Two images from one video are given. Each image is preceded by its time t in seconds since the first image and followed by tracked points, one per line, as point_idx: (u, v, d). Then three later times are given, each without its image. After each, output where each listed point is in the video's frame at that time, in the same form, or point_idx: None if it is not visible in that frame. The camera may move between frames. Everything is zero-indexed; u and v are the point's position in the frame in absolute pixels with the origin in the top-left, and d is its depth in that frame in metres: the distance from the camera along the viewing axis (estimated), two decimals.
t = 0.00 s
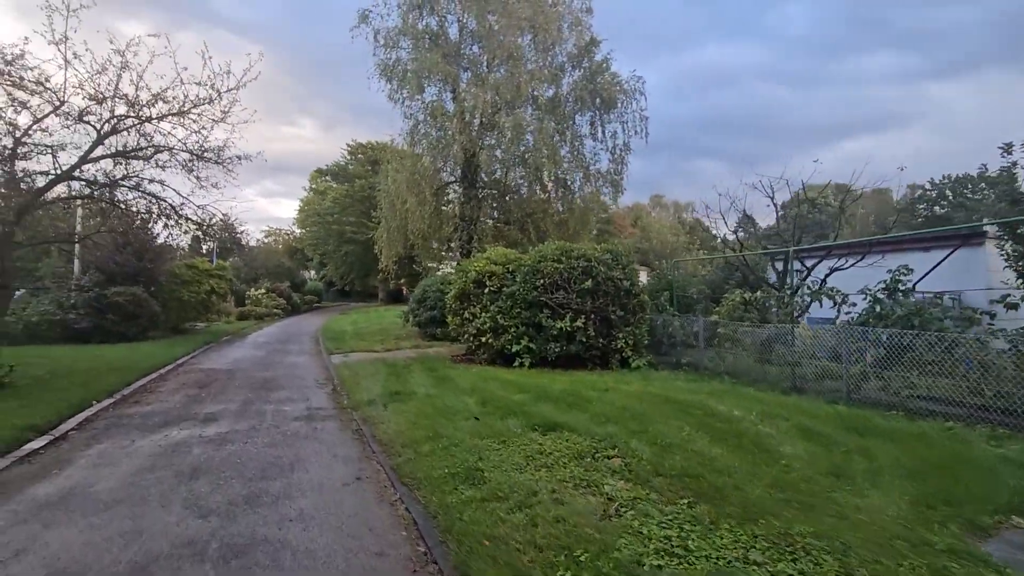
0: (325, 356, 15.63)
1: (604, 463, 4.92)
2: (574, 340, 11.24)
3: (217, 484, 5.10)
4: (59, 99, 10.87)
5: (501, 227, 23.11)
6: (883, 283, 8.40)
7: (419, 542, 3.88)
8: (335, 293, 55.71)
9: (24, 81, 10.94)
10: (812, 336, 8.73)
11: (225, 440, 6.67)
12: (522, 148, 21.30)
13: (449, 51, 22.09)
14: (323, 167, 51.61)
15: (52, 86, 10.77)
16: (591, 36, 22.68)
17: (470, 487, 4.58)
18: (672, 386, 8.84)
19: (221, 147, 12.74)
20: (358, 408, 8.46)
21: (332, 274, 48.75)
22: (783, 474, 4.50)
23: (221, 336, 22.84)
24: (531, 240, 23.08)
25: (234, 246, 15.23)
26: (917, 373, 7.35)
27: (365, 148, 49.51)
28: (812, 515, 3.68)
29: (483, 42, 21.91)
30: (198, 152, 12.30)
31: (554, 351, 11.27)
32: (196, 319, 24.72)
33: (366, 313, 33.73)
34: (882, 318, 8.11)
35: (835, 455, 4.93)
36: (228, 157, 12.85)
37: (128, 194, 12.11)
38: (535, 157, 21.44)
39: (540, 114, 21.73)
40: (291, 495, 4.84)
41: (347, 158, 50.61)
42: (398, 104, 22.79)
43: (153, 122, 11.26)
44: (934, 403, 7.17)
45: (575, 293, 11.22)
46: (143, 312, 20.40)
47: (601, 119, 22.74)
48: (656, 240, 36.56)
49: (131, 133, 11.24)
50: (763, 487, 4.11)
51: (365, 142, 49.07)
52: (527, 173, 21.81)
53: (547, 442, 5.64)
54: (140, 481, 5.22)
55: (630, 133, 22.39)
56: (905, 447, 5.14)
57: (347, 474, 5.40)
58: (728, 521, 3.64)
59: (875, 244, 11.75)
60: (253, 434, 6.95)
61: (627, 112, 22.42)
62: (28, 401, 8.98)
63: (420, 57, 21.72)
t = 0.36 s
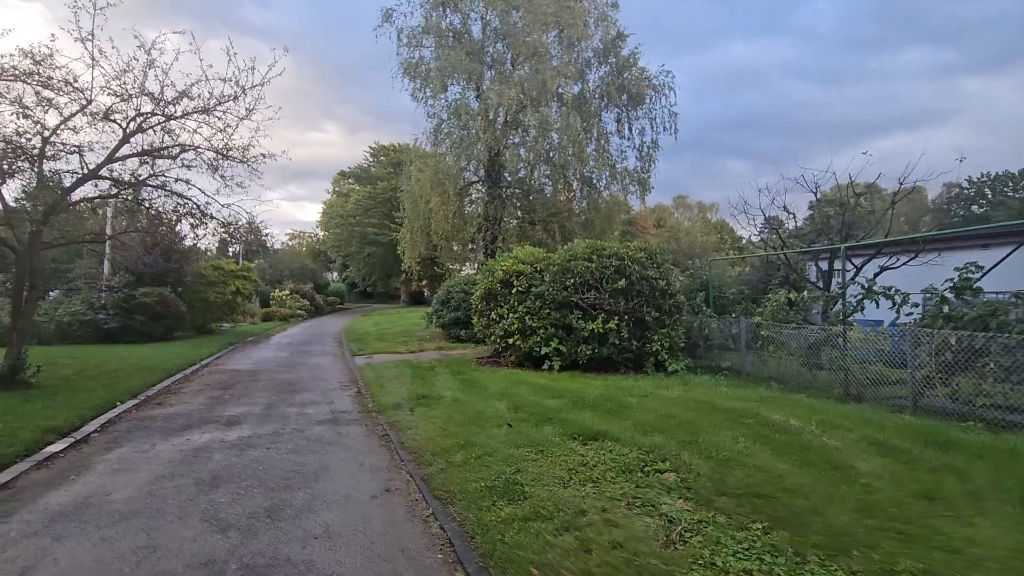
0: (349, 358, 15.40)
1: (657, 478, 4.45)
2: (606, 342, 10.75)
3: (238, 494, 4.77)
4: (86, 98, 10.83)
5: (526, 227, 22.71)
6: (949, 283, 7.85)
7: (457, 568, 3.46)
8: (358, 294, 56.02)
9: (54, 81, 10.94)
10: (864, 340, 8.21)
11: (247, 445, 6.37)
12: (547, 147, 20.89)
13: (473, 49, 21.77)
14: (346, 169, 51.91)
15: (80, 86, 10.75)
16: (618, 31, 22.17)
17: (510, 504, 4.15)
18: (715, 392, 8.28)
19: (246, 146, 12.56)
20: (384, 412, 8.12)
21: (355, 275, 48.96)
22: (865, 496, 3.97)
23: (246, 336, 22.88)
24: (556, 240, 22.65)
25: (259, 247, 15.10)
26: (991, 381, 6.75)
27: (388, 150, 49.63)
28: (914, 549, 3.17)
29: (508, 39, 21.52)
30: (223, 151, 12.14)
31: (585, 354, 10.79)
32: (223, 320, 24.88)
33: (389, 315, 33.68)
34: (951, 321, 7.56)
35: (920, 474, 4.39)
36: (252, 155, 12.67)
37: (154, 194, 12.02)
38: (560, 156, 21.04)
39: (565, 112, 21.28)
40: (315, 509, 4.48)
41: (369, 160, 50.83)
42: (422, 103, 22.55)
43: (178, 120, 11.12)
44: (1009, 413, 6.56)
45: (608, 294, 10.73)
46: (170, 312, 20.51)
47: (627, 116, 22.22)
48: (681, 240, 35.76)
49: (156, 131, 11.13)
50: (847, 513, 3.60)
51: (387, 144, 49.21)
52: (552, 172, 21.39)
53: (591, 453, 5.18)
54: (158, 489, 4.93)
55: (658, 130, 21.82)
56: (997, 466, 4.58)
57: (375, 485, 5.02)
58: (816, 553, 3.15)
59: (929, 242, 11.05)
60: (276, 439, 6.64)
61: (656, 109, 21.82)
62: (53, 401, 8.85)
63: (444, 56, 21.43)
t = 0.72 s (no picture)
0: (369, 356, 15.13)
1: (714, 501, 3.96)
2: (636, 343, 10.26)
3: (251, 510, 4.40)
4: (105, 92, 10.68)
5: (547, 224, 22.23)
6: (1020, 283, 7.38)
7: None
8: (376, 292, 56.11)
9: (73, 76, 10.82)
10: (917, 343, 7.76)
11: (263, 452, 6.03)
12: (569, 141, 20.41)
13: (493, 42, 21.29)
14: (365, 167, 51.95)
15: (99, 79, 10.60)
16: (643, 22, 21.53)
17: (551, 528, 3.70)
18: (758, 398, 7.72)
19: (265, 140, 12.29)
20: (406, 416, 7.77)
21: (373, 273, 49.03)
22: (962, 530, 3.44)
23: (266, 333, 22.84)
24: (578, 238, 22.17)
25: (278, 245, 14.89)
26: None
27: (407, 147, 49.44)
28: None
29: (529, 31, 21.02)
30: (241, 145, 11.91)
31: (614, 355, 10.30)
32: (243, 317, 24.90)
33: (408, 312, 33.54)
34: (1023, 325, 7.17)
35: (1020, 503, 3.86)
36: (271, 150, 12.43)
37: (172, 189, 11.85)
38: (583, 151, 20.55)
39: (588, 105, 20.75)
40: (334, 528, 4.08)
41: (388, 157, 50.75)
42: (442, 98, 22.20)
43: (196, 114, 10.90)
44: None
45: (638, 293, 10.22)
46: (191, 310, 20.54)
47: (652, 110, 21.60)
48: (704, 237, 34.98)
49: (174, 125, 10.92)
50: (951, 553, 3.10)
51: (406, 141, 49.02)
52: (575, 167, 20.89)
53: (634, 469, 4.70)
54: (168, 501, 4.60)
55: (684, 124, 21.15)
56: None
57: (398, 501, 4.60)
58: None
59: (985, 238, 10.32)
60: (293, 445, 6.29)
61: (682, 102, 21.14)
62: (70, 401, 8.68)
63: (465, 49, 21.02)
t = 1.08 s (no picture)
0: (386, 354, 14.87)
1: (776, 518, 3.55)
2: (664, 342, 9.81)
3: (266, 520, 4.09)
4: (120, 85, 10.54)
5: (566, 220, 21.75)
6: None
7: None
8: (391, 289, 56.11)
9: (89, 69, 10.71)
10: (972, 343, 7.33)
11: (279, 455, 5.73)
12: (589, 135, 19.94)
13: (511, 34, 20.88)
14: (381, 165, 51.89)
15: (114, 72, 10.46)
16: (665, 12, 20.95)
17: (595, 548, 3.31)
18: (800, 402, 7.25)
19: (281, 133, 12.07)
20: (426, 417, 7.44)
21: (389, 271, 48.98)
22: None
23: (282, 331, 22.75)
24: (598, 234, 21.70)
25: (295, 241, 14.68)
26: None
27: (422, 144, 49.19)
28: None
29: (548, 22, 20.55)
30: (257, 139, 11.71)
31: (641, 354, 9.86)
32: (260, 314, 24.87)
33: (424, 310, 33.33)
34: None
35: None
36: (287, 144, 12.22)
37: (188, 183, 11.69)
38: (603, 145, 20.08)
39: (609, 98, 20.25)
40: (354, 542, 3.74)
41: (404, 155, 50.61)
42: (458, 92, 21.85)
43: (212, 106, 10.71)
44: None
45: (666, 289, 9.76)
46: (209, 307, 20.51)
47: (674, 102, 21.04)
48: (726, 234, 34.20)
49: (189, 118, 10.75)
50: None
51: (421, 138, 48.78)
52: (594, 162, 20.45)
53: (679, 479, 4.28)
54: (177, 509, 4.30)
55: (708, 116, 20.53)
56: None
57: (423, 512, 4.25)
58: None
59: None
60: (310, 448, 5.98)
61: (705, 93, 20.55)
62: (84, 398, 8.50)
63: (482, 41, 20.64)
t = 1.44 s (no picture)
0: (403, 354, 14.52)
1: (860, 559, 3.07)
2: (694, 344, 9.29)
3: (277, 545, 3.70)
4: (133, 79, 10.29)
5: (586, 217, 21.09)
6: None
7: None
8: (405, 287, 56.00)
9: (103, 62, 10.49)
10: None
11: (292, 466, 5.36)
12: (609, 130, 19.39)
13: (529, 27, 20.40)
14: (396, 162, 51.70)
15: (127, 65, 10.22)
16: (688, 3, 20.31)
17: None
18: (850, 413, 6.70)
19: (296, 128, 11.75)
20: (447, 424, 7.04)
21: (404, 269, 48.83)
22: None
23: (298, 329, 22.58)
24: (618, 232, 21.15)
25: (311, 239, 14.39)
26: None
27: (437, 142, 48.82)
28: None
29: (567, 14, 20.02)
30: (272, 133, 11.40)
31: (670, 357, 9.33)
32: (275, 312, 24.74)
33: (439, 308, 33.05)
34: None
35: None
36: (302, 139, 11.90)
37: (201, 179, 11.42)
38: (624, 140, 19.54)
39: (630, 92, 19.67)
40: None
41: (419, 153, 50.34)
42: (475, 87, 21.41)
43: (225, 99, 10.41)
44: None
45: (698, 289, 9.24)
46: (225, 305, 20.37)
47: (697, 96, 20.41)
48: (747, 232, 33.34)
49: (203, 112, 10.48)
50: None
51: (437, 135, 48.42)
52: (614, 157, 19.89)
53: (737, 505, 3.80)
54: (181, 531, 3.93)
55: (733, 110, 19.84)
56: None
57: (449, 538, 3.83)
58: None
59: None
60: (325, 459, 5.60)
61: (730, 86, 19.87)
62: (94, 401, 8.25)
63: (500, 34, 20.16)
